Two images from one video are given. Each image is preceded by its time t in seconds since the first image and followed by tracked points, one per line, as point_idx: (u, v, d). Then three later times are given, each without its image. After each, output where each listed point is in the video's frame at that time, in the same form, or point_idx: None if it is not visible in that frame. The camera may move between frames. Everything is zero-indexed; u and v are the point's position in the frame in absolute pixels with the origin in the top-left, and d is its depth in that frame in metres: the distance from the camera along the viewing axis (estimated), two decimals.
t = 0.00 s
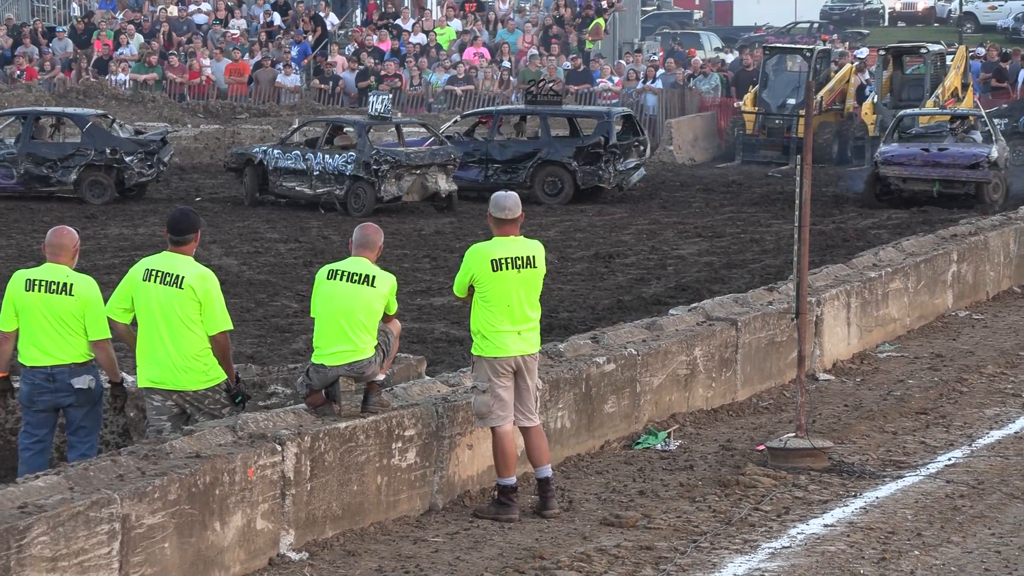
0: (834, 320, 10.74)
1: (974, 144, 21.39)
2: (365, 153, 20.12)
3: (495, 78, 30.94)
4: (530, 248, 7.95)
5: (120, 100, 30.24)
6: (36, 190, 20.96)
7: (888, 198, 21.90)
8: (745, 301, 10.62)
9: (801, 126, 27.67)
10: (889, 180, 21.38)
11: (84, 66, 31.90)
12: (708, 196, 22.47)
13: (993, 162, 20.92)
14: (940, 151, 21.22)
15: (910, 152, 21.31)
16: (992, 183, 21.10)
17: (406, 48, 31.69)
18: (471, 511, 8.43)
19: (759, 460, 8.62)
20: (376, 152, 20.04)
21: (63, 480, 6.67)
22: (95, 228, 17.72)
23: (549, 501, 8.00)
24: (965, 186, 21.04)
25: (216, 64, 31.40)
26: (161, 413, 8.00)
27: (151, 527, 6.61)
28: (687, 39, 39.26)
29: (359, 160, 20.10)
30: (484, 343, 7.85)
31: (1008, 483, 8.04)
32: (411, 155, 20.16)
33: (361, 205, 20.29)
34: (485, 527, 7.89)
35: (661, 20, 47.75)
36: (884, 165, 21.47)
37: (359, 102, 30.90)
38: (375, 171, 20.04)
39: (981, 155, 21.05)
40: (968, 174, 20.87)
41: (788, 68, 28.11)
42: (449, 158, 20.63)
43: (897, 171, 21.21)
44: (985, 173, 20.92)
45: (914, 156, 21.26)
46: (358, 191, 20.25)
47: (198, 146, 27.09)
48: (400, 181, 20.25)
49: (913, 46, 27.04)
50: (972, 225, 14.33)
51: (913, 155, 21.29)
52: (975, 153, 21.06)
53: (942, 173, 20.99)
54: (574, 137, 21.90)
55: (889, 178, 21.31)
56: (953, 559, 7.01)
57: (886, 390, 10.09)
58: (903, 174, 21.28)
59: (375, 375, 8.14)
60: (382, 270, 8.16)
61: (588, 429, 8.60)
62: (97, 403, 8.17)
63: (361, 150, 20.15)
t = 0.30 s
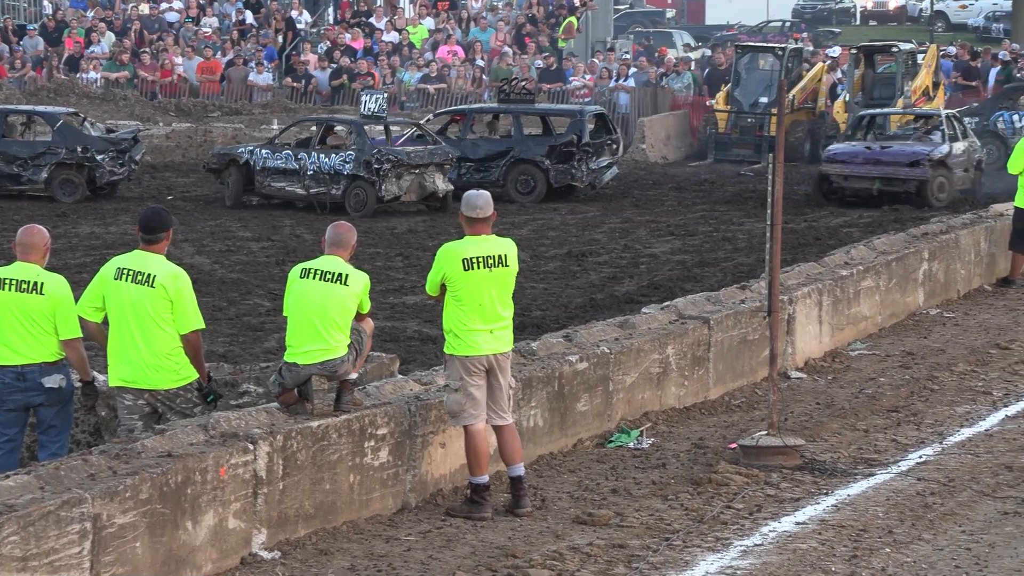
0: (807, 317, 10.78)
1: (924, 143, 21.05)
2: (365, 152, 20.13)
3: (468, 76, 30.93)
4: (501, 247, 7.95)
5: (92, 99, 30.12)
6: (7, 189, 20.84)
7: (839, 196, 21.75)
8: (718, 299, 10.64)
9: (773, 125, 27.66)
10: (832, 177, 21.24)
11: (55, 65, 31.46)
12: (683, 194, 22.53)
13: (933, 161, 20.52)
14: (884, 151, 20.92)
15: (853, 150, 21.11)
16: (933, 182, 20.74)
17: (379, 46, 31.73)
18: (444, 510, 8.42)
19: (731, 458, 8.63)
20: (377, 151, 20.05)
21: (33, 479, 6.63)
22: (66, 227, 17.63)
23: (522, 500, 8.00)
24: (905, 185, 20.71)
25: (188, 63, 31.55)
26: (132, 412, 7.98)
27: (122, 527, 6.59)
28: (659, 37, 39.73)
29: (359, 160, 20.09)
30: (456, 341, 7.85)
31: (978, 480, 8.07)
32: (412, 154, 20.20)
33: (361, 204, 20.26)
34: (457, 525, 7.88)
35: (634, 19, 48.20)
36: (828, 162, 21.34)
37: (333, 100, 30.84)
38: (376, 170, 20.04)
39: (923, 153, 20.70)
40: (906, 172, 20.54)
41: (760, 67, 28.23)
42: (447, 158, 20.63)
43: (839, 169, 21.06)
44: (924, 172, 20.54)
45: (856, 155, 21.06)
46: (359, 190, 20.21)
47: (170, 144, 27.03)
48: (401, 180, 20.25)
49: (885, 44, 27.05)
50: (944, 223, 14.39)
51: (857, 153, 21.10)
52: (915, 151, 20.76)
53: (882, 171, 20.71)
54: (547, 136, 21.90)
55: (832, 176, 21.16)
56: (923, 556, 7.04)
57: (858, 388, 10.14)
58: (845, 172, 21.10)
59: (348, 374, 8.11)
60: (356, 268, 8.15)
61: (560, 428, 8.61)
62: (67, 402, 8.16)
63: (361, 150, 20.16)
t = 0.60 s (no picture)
0: (780, 317, 10.82)
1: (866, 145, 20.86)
2: (379, 154, 20.13)
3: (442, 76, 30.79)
4: (476, 246, 7.95)
5: (64, 97, 29.99)
6: None
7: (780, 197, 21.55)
8: (692, 299, 10.68)
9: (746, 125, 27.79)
10: (768, 178, 21.06)
11: (27, 63, 31.36)
12: (656, 194, 22.60)
13: (868, 163, 20.35)
14: (822, 152, 20.74)
15: (790, 151, 20.94)
16: (870, 184, 20.55)
17: (353, 45, 31.75)
18: (417, 510, 8.41)
19: (704, 457, 8.65)
20: (393, 153, 20.04)
21: (4, 479, 6.59)
22: (38, 227, 17.55)
23: (495, 500, 8.00)
24: (840, 186, 20.54)
25: (161, 62, 31.44)
26: (105, 412, 7.96)
27: (94, 527, 6.56)
28: (633, 36, 39.97)
29: (374, 162, 20.06)
30: (430, 341, 7.84)
31: (950, 479, 8.11)
32: (425, 155, 20.24)
33: (373, 207, 20.17)
34: (430, 526, 7.88)
35: (608, 19, 48.50)
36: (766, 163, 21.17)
37: (306, 100, 30.79)
38: (391, 172, 20.04)
39: (859, 155, 20.54)
40: (840, 173, 20.36)
41: (734, 67, 28.37)
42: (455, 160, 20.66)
43: (775, 169, 20.89)
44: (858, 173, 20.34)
45: (792, 156, 20.88)
46: (371, 192, 20.16)
47: (143, 144, 26.99)
48: (414, 182, 20.27)
49: (859, 44, 27.19)
50: (916, 222, 14.44)
51: (794, 154, 20.91)
52: (851, 152, 20.57)
53: (816, 172, 20.52)
54: (522, 135, 21.90)
55: (769, 177, 20.97)
56: (895, 555, 7.05)
57: (831, 388, 10.19)
58: (782, 172, 20.92)
59: (321, 374, 8.08)
60: (330, 268, 8.13)
61: (534, 427, 8.62)
62: (39, 403, 8.14)
63: (376, 152, 20.13)
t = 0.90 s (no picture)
0: (749, 317, 10.96)
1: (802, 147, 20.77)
2: (402, 155, 19.87)
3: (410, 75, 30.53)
4: (446, 246, 7.94)
5: (32, 98, 29.74)
6: None
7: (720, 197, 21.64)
8: (660, 298, 10.77)
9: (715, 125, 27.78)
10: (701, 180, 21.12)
11: None
12: (625, 194, 22.69)
13: (794, 166, 20.29)
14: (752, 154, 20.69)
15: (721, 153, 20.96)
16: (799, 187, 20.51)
17: (321, 45, 31.78)
18: (387, 510, 8.37)
19: (674, 457, 8.69)
20: (417, 155, 19.79)
21: None
22: (6, 227, 17.48)
23: (466, 500, 8.00)
24: (767, 188, 20.52)
25: (129, 62, 31.39)
26: (72, 413, 7.91)
27: (62, 529, 6.50)
28: (603, 37, 40.30)
29: (398, 164, 19.78)
30: (400, 342, 7.83)
31: (918, 478, 8.14)
32: (447, 156, 20.06)
33: (395, 210, 19.93)
34: (400, 526, 7.86)
35: (577, 20, 48.92)
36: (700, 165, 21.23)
37: (274, 100, 30.63)
38: (415, 173, 19.76)
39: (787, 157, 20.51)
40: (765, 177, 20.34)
41: (703, 67, 28.47)
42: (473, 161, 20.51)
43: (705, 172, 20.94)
44: (785, 176, 20.32)
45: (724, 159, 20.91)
46: (393, 194, 19.87)
47: (111, 144, 26.99)
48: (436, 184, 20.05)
49: (826, 45, 27.29)
50: (885, 222, 14.51)
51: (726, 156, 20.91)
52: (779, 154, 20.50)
53: (743, 175, 20.54)
54: (491, 136, 21.91)
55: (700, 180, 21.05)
56: (864, 554, 7.07)
57: (799, 387, 10.27)
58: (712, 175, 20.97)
59: (291, 375, 8.01)
60: (299, 269, 8.05)
61: (504, 427, 8.65)
62: (5, 404, 8.05)
63: (398, 154, 19.85)
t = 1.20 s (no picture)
0: (729, 317, 11.00)
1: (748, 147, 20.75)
2: (448, 159, 19.52)
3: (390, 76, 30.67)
4: (426, 246, 7.94)
5: (10, 98, 29.56)
6: None
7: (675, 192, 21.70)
8: (641, 298, 10.81)
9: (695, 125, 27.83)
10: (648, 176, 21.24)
11: None
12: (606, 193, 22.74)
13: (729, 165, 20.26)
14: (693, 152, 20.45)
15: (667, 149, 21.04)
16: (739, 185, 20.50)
17: (301, 45, 31.62)
18: (367, 510, 8.30)
19: (654, 457, 8.71)
20: (465, 158, 19.52)
21: None
22: None
23: (447, 500, 7.98)
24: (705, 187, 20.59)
25: (108, 62, 31.20)
26: (52, 413, 7.89)
27: (42, 529, 6.35)
28: (583, 37, 40.49)
29: (444, 167, 19.46)
30: (380, 342, 7.82)
31: (898, 478, 8.16)
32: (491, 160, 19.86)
33: (440, 213, 19.61)
34: (382, 526, 7.82)
35: (557, 19, 49.18)
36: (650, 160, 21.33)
37: (254, 99, 30.57)
38: (462, 177, 19.50)
39: (725, 157, 20.48)
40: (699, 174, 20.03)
41: (682, 67, 28.54)
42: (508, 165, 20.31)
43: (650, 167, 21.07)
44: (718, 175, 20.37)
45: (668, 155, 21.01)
46: (440, 198, 19.56)
47: (91, 144, 26.89)
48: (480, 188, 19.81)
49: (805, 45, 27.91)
50: (864, 222, 14.56)
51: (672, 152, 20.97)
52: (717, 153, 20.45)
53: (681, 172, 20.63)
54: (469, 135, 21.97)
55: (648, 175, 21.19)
56: (844, 554, 7.07)
57: (780, 387, 10.30)
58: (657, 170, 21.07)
59: (271, 375, 7.94)
60: (279, 269, 7.99)
61: (484, 427, 8.66)
62: None
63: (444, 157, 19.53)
